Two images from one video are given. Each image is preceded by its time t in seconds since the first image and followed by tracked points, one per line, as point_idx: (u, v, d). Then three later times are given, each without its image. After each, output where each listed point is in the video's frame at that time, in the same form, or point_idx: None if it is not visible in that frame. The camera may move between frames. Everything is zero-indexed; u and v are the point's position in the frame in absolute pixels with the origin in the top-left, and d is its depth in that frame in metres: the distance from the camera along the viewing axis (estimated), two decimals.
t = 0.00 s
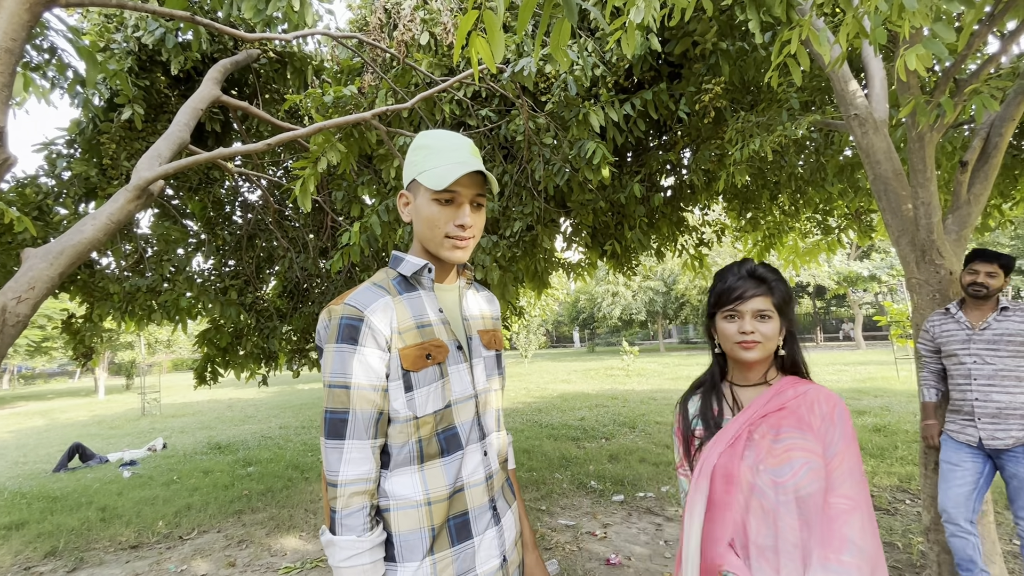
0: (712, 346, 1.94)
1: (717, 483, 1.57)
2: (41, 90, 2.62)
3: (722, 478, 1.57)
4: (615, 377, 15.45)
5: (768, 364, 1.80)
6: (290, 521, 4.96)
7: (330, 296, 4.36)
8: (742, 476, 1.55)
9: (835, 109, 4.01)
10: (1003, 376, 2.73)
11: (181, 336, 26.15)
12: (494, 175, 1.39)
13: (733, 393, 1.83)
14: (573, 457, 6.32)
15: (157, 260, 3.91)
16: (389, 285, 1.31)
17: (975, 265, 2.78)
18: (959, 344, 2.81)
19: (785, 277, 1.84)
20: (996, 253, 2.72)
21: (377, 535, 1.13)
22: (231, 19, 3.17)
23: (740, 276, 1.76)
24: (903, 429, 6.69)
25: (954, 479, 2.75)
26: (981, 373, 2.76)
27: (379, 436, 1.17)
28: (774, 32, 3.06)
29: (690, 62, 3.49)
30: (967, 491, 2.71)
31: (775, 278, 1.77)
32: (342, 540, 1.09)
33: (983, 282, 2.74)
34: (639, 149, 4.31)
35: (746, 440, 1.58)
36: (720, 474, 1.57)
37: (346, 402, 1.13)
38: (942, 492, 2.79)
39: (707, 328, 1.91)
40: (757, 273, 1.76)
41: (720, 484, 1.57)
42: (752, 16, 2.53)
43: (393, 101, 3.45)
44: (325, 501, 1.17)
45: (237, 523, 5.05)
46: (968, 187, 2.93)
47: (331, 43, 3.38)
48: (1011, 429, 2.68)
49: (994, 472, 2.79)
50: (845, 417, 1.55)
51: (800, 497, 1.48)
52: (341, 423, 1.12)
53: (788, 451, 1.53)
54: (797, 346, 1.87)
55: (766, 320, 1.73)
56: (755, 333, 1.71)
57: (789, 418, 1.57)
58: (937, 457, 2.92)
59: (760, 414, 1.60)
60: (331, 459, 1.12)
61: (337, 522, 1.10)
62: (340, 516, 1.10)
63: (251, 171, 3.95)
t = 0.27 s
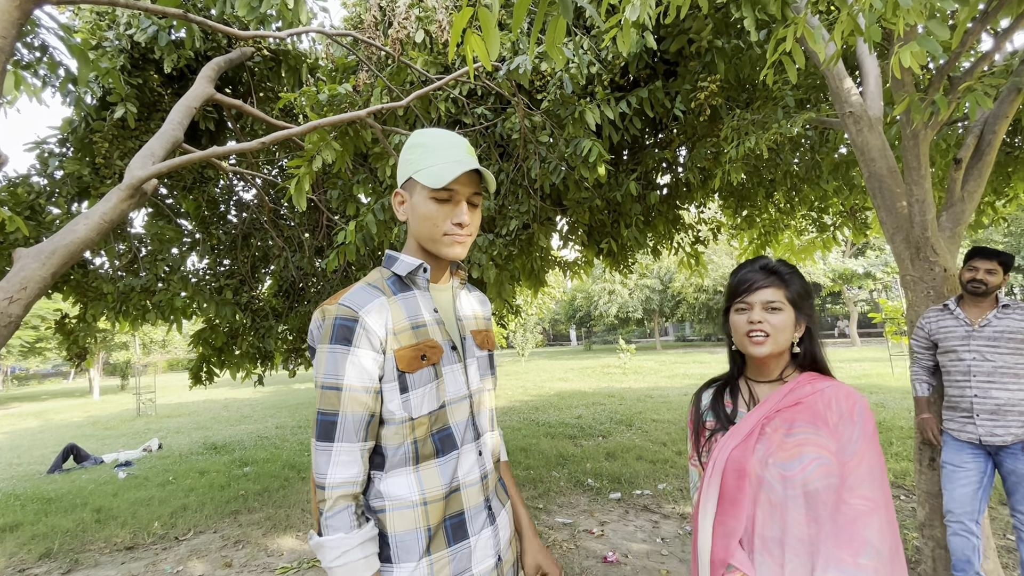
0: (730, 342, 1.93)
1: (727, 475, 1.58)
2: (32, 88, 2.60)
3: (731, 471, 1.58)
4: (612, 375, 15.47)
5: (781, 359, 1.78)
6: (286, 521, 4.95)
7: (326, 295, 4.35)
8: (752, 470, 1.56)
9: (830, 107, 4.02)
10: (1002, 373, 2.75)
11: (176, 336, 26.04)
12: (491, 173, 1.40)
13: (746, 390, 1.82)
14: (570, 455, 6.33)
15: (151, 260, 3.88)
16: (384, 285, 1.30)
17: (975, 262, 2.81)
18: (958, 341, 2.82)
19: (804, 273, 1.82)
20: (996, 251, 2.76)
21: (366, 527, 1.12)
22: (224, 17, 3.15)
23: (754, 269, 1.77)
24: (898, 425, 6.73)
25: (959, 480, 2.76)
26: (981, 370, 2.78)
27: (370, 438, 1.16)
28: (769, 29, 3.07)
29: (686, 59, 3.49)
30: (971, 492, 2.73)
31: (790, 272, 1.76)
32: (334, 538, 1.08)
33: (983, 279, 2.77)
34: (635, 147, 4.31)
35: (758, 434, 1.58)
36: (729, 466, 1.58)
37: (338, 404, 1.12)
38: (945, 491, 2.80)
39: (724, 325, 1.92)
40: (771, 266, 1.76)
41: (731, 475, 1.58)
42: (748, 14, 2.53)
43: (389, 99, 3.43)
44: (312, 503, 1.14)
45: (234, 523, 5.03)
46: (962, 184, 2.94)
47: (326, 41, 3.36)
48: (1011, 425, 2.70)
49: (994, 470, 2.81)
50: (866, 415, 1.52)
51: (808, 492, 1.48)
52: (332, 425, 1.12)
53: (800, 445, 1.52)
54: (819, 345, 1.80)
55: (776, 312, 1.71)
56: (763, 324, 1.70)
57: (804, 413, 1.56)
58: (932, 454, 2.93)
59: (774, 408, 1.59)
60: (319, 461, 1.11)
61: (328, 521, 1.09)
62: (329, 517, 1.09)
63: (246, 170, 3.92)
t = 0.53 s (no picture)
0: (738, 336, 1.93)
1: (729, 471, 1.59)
2: (20, 84, 2.56)
3: (734, 467, 1.59)
4: (607, 372, 15.51)
5: (788, 355, 1.78)
6: (281, 520, 4.93)
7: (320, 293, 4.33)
8: (754, 466, 1.56)
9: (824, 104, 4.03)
10: (995, 368, 2.75)
11: (169, 335, 25.89)
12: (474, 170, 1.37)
13: (752, 386, 1.83)
14: (566, 452, 6.34)
15: (143, 258, 3.84)
16: (373, 282, 1.30)
17: (969, 258, 2.84)
18: (952, 335, 2.84)
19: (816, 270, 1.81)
20: (990, 246, 2.79)
21: (360, 500, 1.04)
22: (216, 12, 3.11)
23: (764, 262, 1.77)
24: (892, 420, 6.77)
25: (953, 475, 2.78)
26: (973, 365, 2.79)
27: (367, 435, 1.15)
28: (764, 26, 3.07)
29: (680, 56, 3.48)
30: (967, 486, 2.75)
31: (800, 267, 1.76)
32: (347, 528, 1.02)
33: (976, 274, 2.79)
34: (629, 144, 4.31)
35: (761, 431, 1.59)
36: (732, 462, 1.60)
37: (336, 399, 1.09)
38: (940, 486, 2.82)
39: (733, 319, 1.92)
40: (783, 261, 1.76)
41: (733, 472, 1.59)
42: (742, 10, 2.53)
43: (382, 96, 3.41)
44: (313, 524, 1.08)
45: (228, 523, 5.01)
46: (954, 181, 2.96)
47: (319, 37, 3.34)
48: (1002, 420, 2.70)
49: (987, 464, 2.82)
50: (873, 416, 1.52)
51: (810, 491, 1.48)
52: (331, 421, 1.08)
53: (803, 444, 1.53)
54: (828, 342, 1.79)
55: (784, 306, 1.70)
56: (769, 318, 1.70)
57: (809, 412, 1.56)
58: (925, 448, 2.95)
59: (779, 407, 1.60)
60: (318, 460, 1.06)
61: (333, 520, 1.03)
62: (338, 511, 1.04)
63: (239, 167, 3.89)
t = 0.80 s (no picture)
0: (739, 336, 1.93)
1: (730, 470, 1.59)
2: (10, 82, 2.54)
3: (736, 466, 1.58)
4: (603, 370, 15.53)
5: (790, 356, 1.78)
6: (277, 520, 4.91)
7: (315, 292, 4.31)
8: (755, 466, 1.57)
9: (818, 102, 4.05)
10: (985, 366, 2.78)
11: (164, 334, 25.75)
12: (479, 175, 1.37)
13: (750, 384, 1.84)
14: (562, 450, 6.35)
15: (136, 257, 3.81)
16: (364, 283, 1.29)
17: (962, 256, 2.87)
18: (944, 333, 2.85)
19: (815, 268, 1.82)
20: (981, 245, 2.82)
21: (336, 479, 1.05)
22: (209, 9, 3.09)
23: (766, 262, 1.77)
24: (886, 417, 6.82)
25: (945, 471, 2.80)
26: (965, 362, 2.81)
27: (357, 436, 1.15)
28: (758, 24, 3.07)
29: (675, 54, 3.49)
30: (958, 482, 2.77)
31: (802, 267, 1.76)
32: (335, 510, 1.03)
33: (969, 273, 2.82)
34: (625, 142, 4.31)
35: (763, 430, 1.60)
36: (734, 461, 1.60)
37: (324, 402, 1.09)
38: (933, 483, 2.85)
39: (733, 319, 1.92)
40: (783, 261, 1.76)
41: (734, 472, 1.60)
42: (737, 8, 2.53)
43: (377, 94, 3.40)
44: (309, 526, 1.09)
45: (224, 523, 4.99)
46: (947, 179, 2.97)
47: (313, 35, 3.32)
48: (993, 417, 2.73)
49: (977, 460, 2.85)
50: (872, 415, 1.52)
51: (809, 490, 1.48)
52: (318, 425, 1.08)
53: (802, 443, 1.53)
54: (830, 339, 1.79)
55: (789, 308, 1.70)
56: (774, 319, 1.70)
57: (810, 411, 1.57)
58: (916, 446, 2.98)
59: (781, 407, 1.61)
60: (308, 461, 1.07)
61: (324, 513, 1.04)
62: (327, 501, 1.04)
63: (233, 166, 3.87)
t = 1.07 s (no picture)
0: (733, 336, 1.95)
1: (730, 471, 1.59)
2: None
3: (737, 468, 1.58)
4: (599, 368, 15.56)
5: (787, 352, 1.79)
6: (271, 520, 4.90)
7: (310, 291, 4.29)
8: (754, 466, 1.57)
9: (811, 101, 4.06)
10: (974, 362, 2.79)
11: (157, 334, 25.60)
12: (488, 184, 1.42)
13: (747, 383, 1.84)
14: (558, 448, 6.36)
15: (128, 257, 3.77)
16: (354, 283, 1.28)
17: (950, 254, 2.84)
18: (933, 330, 2.87)
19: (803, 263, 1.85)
20: (969, 242, 2.78)
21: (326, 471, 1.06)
22: (200, 7, 3.07)
23: (755, 260, 1.79)
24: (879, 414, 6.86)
25: (933, 467, 2.83)
26: (953, 359, 2.82)
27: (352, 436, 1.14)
28: (752, 23, 3.08)
29: (670, 53, 3.49)
30: (946, 477, 2.79)
31: (791, 262, 1.78)
32: (333, 496, 1.04)
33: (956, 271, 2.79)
34: (619, 141, 4.31)
35: (763, 431, 1.60)
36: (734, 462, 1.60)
37: (316, 405, 1.09)
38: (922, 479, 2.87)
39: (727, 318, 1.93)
40: (771, 257, 1.79)
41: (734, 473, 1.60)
42: (730, 7, 2.53)
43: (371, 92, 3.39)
44: (313, 524, 1.09)
45: (218, 524, 4.97)
46: (939, 177, 2.99)
47: (306, 32, 3.30)
48: (981, 412, 2.74)
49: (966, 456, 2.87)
50: (868, 414, 1.54)
51: (808, 490, 1.49)
52: (311, 428, 1.08)
53: (801, 443, 1.54)
54: (823, 332, 1.84)
55: (783, 303, 1.73)
56: (771, 316, 1.71)
57: (808, 412, 1.58)
58: (909, 443, 3.02)
59: (780, 408, 1.61)
60: (302, 462, 1.08)
61: (322, 504, 1.05)
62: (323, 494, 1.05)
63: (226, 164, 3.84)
